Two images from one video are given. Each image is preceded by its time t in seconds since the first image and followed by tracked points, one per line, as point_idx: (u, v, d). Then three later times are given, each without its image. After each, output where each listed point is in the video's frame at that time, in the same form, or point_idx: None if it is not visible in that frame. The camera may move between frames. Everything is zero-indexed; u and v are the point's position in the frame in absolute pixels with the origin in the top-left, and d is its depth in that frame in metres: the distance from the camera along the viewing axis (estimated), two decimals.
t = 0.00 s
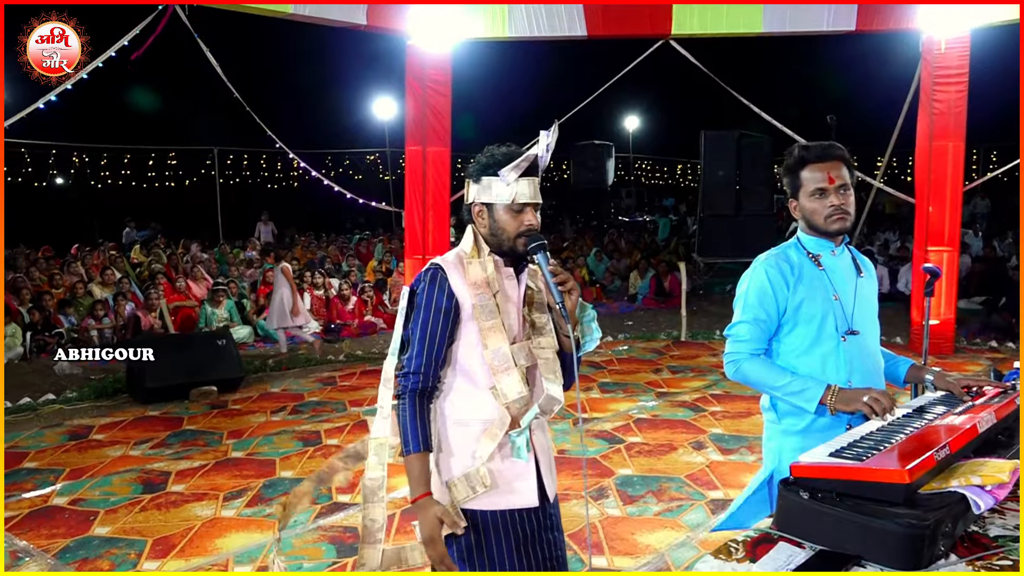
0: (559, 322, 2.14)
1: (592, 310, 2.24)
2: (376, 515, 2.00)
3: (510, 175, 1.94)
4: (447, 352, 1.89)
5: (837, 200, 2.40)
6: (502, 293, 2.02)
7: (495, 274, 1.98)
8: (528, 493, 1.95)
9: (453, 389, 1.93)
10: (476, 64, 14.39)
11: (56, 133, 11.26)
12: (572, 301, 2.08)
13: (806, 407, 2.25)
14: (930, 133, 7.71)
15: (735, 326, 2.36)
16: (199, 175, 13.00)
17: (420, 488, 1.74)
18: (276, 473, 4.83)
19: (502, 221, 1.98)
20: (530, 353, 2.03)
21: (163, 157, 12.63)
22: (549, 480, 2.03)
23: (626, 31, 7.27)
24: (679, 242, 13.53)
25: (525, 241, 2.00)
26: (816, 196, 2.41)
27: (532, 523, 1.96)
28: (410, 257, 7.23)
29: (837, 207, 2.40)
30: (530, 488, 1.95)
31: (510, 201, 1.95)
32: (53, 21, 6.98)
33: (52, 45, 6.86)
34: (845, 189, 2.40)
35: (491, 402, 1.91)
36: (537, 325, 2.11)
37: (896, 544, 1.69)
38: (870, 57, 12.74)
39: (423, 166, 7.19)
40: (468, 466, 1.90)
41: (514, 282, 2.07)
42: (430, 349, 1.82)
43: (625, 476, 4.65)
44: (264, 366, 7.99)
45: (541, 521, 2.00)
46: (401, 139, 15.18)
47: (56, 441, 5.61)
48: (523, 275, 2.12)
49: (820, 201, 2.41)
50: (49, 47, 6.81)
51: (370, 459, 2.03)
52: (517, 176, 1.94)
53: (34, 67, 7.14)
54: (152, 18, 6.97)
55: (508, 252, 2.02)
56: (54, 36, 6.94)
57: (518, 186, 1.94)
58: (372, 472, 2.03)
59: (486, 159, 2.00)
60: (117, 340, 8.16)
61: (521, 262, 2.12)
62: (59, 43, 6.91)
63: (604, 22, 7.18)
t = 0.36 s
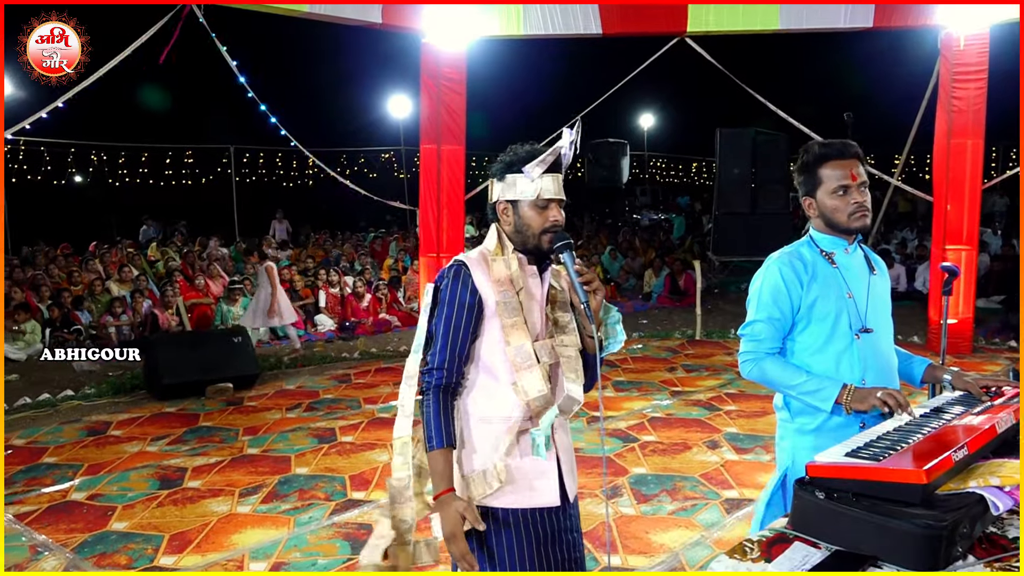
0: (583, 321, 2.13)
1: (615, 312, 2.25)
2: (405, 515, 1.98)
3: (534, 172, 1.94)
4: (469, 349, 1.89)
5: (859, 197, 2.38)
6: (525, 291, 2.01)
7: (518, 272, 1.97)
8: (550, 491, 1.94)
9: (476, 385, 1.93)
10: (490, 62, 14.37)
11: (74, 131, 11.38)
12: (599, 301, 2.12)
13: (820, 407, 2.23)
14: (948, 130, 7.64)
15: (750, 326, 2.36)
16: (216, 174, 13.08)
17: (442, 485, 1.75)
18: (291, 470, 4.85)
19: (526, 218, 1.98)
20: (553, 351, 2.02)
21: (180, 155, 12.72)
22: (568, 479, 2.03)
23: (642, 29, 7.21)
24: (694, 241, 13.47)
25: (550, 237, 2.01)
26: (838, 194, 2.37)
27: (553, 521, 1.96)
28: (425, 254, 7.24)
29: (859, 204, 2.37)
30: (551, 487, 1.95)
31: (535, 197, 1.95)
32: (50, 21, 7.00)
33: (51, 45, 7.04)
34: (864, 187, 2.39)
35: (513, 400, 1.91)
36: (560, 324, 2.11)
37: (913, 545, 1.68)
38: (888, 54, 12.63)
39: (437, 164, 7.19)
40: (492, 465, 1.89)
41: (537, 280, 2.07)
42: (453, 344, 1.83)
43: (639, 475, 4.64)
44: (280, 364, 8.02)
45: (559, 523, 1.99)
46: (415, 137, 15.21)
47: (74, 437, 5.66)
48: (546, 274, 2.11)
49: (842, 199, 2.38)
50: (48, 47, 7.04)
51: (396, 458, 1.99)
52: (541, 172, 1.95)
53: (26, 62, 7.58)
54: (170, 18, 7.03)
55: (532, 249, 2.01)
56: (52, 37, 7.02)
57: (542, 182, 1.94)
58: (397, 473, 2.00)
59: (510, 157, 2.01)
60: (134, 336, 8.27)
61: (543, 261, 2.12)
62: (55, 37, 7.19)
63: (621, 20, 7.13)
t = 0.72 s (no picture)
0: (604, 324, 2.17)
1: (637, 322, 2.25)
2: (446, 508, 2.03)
3: (559, 175, 1.94)
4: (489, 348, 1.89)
5: (874, 194, 2.36)
6: (548, 291, 2.02)
7: (540, 271, 1.99)
8: (575, 491, 1.95)
9: (495, 383, 1.93)
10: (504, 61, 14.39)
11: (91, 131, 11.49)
12: (623, 309, 2.11)
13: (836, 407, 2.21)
14: (965, 129, 7.57)
15: (765, 324, 2.35)
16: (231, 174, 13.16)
17: (456, 484, 1.75)
18: (305, 468, 4.88)
19: (549, 221, 1.98)
20: (575, 351, 2.04)
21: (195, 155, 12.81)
22: (588, 480, 2.03)
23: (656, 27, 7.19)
24: (708, 240, 13.42)
25: (571, 239, 2.00)
26: (852, 191, 2.36)
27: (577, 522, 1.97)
28: (438, 253, 7.24)
29: (874, 201, 2.35)
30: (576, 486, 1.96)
31: (558, 200, 1.95)
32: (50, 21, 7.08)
33: (50, 45, 7.17)
34: (878, 184, 2.38)
35: (537, 399, 1.92)
36: (582, 323, 2.12)
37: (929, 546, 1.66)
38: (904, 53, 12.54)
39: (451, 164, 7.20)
40: (520, 466, 1.90)
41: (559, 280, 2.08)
42: (474, 343, 1.83)
43: (652, 475, 4.63)
44: (294, 362, 8.06)
45: (581, 524, 2.01)
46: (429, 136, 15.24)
47: (91, 434, 5.71)
48: (567, 274, 2.12)
49: (857, 196, 2.36)
50: (47, 46, 7.17)
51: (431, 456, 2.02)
52: (566, 175, 1.95)
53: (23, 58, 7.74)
54: (186, 17, 7.08)
55: (554, 250, 2.01)
56: (51, 37, 7.13)
57: (566, 185, 1.93)
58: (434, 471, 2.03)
59: (536, 157, 2.01)
60: (150, 335, 8.37)
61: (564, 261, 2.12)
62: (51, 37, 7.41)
63: (635, 19, 7.12)
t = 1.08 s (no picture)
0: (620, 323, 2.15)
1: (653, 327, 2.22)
2: (460, 512, 2.02)
3: (572, 181, 1.93)
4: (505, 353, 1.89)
5: (898, 193, 2.33)
6: (564, 293, 2.02)
7: (557, 274, 1.98)
8: (590, 495, 1.95)
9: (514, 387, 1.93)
10: (525, 61, 14.39)
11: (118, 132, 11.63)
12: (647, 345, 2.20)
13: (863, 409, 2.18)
14: (993, 128, 7.45)
15: (789, 324, 2.33)
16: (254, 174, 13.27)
17: (485, 483, 1.74)
18: (327, 466, 4.91)
19: (561, 224, 1.98)
20: (593, 353, 2.02)
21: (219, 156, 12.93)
22: (610, 481, 2.03)
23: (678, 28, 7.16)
24: (730, 241, 13.32)
25: (583, 243, 2.01)
26: (876, 190, 2.33)
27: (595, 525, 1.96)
28: (458, 253, 7.24)
29: (897, 200, 2.32)
30: (592, 489, 1.95)
31: (570, 205, 1.95)
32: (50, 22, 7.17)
33: (50, 45, 7.24)
34: (903, 183, 2.35)
35: (553, 402, 1.91)
36: (599, 326, 2.12)
37: (956, 551, 1.64)
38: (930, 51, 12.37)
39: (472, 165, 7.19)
40: (532, 466, 1.90)
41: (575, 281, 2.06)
42: (490, 347, 1.83)
43: (674, 477, 4.61)
44: (316, 361, 8.11)
45: (601, 526, 2.00)
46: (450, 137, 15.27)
47: (117, 431, 5.79)
48: (584, 275, 2.12)
49: (881, 194, 2.33)
50: (47, 47, 7.27)
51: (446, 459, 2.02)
52: (580, 181, 1.94)
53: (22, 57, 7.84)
54: (210, 20, 7.13)
55: (567, 253, 2.03)
56: (52, 36, 7.21)
57: (579, 191, 1.93)
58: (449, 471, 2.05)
59: (551, 159, 2.00)
60: (175, 334, 8.43)
61: (580, 261, 2.11)
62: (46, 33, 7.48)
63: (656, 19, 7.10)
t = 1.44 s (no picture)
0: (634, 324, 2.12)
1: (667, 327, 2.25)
2: (469, 515, 2.10)
3: (584, 180, 1.93)
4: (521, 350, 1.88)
5: (926, 193, 2.30)
6: (578, 293, 2.01)
7: (570, 273, 1.96)
8: (604, 496, 1.93)
9: (531, 385, 1.94)
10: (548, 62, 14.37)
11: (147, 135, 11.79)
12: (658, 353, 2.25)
13: (884, 412, 2.16)
14: None
15: (812, 323, 2.31)
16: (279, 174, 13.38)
17: (556, 420, 1.68)
18: (350, 465, 4.94)
19: (573, 223, 1.98)
20: (606, 354, 2.01)
21: (245, 157, 13.06)
22: (626, 480, 2.00)
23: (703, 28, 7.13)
24: (754, 242, 13.21)
25: (596, 243, 2.01)
26: (904, 190, 2.30)
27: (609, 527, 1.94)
28: (482, 254, 7.22)
29: (925, 200, 2.29)
30: (605, 491, 1.93)
31: (583, 204, 1.95)
32: (49, 21, 6.58)
33: (50, 45, 6.76)
34: (932, 183, 2.32)
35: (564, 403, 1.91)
36: (613, 326, 2.10)
37: (983, 557, 1.62)
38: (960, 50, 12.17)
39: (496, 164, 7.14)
40: (544, 467, 1.91)
41: (589, 280, 2.05)
42: (506, 342, 1.83)
43: (697, 479, 4.58)
44: (339, 361, 8.15)
45: (617, 525, 1.97)
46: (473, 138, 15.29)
47: (144, 428, 5.87)
48: (598, 274, 2.09)
49: (909, 194, 2.30)
50: (46, 46, 6.76)
51: (459, 460, 2.08)
52: (592, 180, 1.94)
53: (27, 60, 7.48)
54: (237, 21, 7.18)
55: (581, 253, 2.01)
56: (51, 36, 6.65)
57: (592, 190, 1.93)
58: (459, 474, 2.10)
59: (564, 158, 2.01)
60: (200, 332, 8.54)
61: (594, 261, 2.09)
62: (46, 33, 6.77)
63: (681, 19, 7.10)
